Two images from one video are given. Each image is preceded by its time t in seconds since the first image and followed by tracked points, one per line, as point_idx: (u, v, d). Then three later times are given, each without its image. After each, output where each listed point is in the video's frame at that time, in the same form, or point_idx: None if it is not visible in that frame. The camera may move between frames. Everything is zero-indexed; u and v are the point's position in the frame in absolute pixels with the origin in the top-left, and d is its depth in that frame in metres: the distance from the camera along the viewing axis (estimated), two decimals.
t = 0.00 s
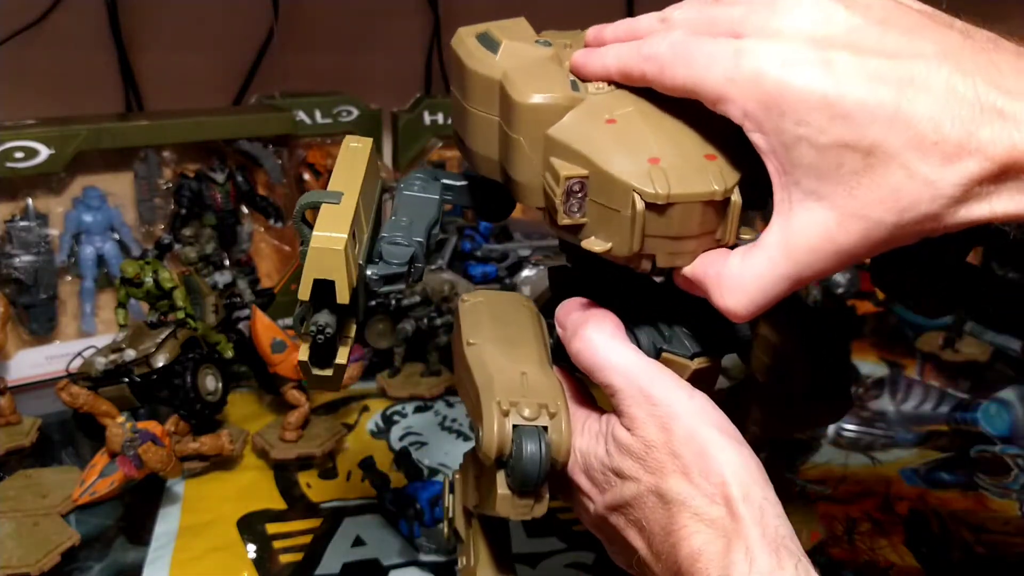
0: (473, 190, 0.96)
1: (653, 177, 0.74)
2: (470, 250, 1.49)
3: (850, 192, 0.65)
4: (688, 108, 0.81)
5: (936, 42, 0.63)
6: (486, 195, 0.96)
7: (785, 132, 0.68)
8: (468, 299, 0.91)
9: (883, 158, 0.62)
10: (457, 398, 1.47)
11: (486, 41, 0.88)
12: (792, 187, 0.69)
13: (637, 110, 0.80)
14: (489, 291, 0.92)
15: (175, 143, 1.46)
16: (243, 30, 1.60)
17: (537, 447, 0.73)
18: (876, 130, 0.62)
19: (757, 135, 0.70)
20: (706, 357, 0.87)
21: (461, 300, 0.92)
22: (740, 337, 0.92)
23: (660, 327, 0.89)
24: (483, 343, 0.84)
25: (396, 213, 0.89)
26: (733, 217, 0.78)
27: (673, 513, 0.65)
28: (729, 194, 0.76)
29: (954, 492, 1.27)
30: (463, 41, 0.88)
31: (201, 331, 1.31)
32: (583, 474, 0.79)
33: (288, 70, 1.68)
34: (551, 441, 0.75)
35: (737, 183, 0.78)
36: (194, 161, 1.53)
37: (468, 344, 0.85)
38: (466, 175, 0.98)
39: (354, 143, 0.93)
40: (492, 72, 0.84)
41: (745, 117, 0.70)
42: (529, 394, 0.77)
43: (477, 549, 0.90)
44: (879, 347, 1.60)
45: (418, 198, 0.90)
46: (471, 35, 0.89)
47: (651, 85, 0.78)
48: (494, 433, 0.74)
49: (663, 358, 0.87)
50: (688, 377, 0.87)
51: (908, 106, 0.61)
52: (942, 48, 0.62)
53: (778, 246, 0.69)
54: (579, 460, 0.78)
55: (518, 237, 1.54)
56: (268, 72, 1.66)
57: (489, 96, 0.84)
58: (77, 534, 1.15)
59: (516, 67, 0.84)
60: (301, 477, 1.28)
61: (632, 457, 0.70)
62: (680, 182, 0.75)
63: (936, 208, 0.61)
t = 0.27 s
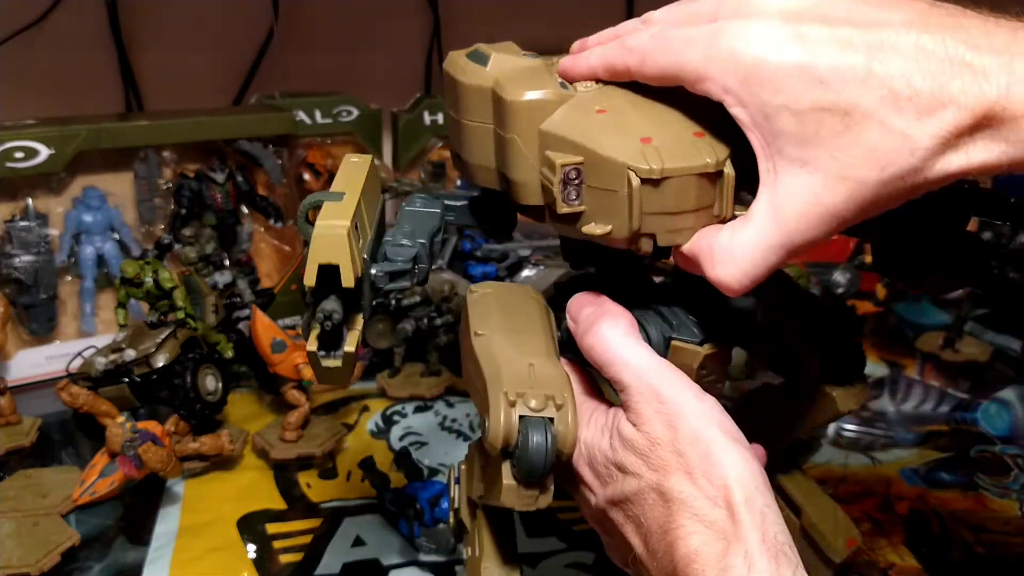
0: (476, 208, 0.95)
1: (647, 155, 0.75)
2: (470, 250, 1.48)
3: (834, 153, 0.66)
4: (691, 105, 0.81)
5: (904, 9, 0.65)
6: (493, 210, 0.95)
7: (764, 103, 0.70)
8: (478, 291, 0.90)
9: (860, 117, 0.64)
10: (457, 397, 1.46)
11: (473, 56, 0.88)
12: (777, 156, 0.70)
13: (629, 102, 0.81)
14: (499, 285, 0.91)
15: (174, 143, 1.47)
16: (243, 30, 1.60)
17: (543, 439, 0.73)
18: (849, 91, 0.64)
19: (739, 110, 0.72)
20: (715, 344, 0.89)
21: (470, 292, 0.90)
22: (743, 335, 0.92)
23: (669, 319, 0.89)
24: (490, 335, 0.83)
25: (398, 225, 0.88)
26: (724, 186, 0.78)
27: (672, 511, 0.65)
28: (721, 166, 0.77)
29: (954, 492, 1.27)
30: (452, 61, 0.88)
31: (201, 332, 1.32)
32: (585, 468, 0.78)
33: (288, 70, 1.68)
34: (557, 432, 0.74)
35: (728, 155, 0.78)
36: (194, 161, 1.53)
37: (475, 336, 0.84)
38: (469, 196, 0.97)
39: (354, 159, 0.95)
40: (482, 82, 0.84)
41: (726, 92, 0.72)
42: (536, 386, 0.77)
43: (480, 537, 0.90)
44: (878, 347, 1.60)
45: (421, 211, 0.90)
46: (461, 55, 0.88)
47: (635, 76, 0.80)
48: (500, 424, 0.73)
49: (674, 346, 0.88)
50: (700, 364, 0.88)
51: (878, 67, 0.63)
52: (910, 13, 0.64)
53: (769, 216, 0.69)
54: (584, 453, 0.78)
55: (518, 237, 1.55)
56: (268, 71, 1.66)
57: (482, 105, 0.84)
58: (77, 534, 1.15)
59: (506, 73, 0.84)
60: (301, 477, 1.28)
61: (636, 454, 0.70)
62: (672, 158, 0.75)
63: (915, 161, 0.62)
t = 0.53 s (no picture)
0: (481, 214, 0.93)
1: (644, 129, 0.76)
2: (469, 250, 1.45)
3: (824, 117, 0.67)
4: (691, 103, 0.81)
5: None
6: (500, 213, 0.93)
7: (754, 74, 0.71)
8: (482, 266, 0.86)
9: (848, 79, 0.65)
10: (457, 397, 1.47)
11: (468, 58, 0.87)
12: (768, 124, 0.71)
13: (629, 91, 0.80)
14: (501, 264, 0.88)
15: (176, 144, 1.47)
16: (244, 32, 1.61)
17: (542, 419, 0.73)
18: (836, 54, 0.66)
19: (730, 83, 0.73)
20: (717, 325, 0.86)
21: (473, 269, 0.87)
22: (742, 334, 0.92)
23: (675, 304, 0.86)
24: (493, 314, 0.81)
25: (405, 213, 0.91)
26: (723, 158, 0.78)
27: (663, 506, 0.66)
28: (718, 141, 0.77)
29: (952, 491, 1.28)
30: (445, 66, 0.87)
31: (202, 331, 1.33)
32: (577, 452, 0.78)
33: (289, 70, 1.68)
34: (556, 414, 0.75)
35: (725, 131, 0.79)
36: (196, 162, 1.55)
37: (477, 314, 0.82)
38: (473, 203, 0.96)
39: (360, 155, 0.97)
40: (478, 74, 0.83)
41: (716, 65, 0.73)
42: (536, 364, 0.77)
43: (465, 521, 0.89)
44: (876, 346, 1.62)
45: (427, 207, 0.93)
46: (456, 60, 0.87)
47: (628, 64, 0.81)
48: (499, 402, 0.73)
49: (675, 330, 0.85)
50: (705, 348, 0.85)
51: (862, 31, 0.65)
52: None
53: (763, 186, 0.70)
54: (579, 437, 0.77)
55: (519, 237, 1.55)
56: (270, 73, 1.67)
57: (478, 99, 0.83)
58: (80, 533, 1.15)
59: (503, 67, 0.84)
60: (302, 476, 1.29)
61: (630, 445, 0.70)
62: (671, 131, 0.76)
63: (904, 118, 0.64)
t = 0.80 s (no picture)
0: (482, 228, 0.91)
1: (642, 135, 0.75)
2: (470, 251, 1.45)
3: (818, 114, 0.66)
4: (691, 104, 0.81)
5: None
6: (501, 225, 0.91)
7: (747, 74, 0.70)
8: (485, 274, 0.87)
9: (840, 75, 0.65)
10: (457, 397, 1.47)
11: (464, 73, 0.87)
12: (762, 124, 0.70)
13: (628, 99, 0.80)
14: (503, 268, 0.89)
15: (175, 143, 1.47)
16: (244, 31, 1.61)
17: (544, 431, 0.72)
18: (826, 51, 0.66)
19: (722, 84, 0.72)
20: (721, 331, 0.85)
21: (476, 275, 0.87)
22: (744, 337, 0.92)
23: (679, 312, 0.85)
24: (496, 321, 0.81)
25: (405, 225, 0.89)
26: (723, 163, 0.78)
27: (658, 524, 0.66)
28: (716, 144, 0.77)
29: (952, 491, 1.27)
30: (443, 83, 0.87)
31: (202, 331, 1.32)
32: (580, 464, 0.78)
33: (289, 70, 1.68)
34: (559, 425, 0.74)
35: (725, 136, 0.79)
36: (196, 161, 1.54)
37: (480, 322, 0.81)
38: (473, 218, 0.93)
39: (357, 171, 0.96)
40: (470, 88, 0.83)
41: (708, 67, 0.72)
42: (539, 376, 0.76)
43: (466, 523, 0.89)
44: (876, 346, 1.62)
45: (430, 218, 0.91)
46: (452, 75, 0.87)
47: (623, 70, 0.81)
48: (502, 414, 0.73)
49: (680, 336, 0.84)
50: (710, 354, 0.83)
51: (851, 27, 0.65)
52: None
53: (759, 185, 0.69)
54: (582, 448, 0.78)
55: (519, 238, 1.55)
56: (269, 72, 1.67)
57: (475, 113, 0.83)
58: (79, 534, 1.15)
59: (497, 80, 0.83)
60: (302, 476, 1.28)
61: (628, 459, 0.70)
62: (669, 135, 0.75)
63: (897, 110, 0.64)
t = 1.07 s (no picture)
0: (460, 229, 0.90)
1: (618, 135, 0.76)
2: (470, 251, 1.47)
3: (852, 103, 0.67)
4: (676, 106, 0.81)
5: None
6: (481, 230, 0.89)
7: (778, 60, 0.70)
8: (455, 291, 0.87)
9: (876, 65, 0.66)
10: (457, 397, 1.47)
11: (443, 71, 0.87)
12: (790, 112, 0.70)
13: (607, 106, 0.80)
14: (479, 283, 0.89)
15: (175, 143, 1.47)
16: (244, 31, 1.61)
17: (531, 449, 0.72)
18: (864, 41, 0.67)
19: (750, 71, 0.72)
20: (698, 330, 0.83)
21: (449, 292, 0.87)
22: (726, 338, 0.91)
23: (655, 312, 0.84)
24: (474, 339, 0.81)
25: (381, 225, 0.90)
26: (701, 165, 0.78)
27: (658, 541, 0.66)
28: (694, 146, 0.77)
29: (952, 491, 1.27)
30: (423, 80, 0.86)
31: (202, 331, 1.32)
32: (566, 478, 0.77)
33: (289, 70, 1.68)
34: (545, 441, 0.74)
35: (704, 135, 0.79)
36: (196, 161, 1.54)
37: (456, 340, 0.81)
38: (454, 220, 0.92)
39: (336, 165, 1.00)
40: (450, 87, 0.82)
41: (736, 53, 0.72)
42: (523, 394, 0.76)
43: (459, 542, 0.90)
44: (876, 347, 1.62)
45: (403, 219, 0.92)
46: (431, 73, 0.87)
47: (638, 55, 0.81)
48: (487, 434, 0.72)
49: (654, 335, 0.82)
50: (685, 352, 0.82)
51: (888, 22, 0.67)
52: None
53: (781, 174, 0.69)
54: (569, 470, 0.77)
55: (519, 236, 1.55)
56: (269, 72, 1.67)
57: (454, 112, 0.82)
58: (79, 534, 1.15)
59: (476, 79, 0.83)
60: (301, 476, 1.28)
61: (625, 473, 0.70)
62: (647, 136, 0.76)
63: (931, 104, 0.65)
